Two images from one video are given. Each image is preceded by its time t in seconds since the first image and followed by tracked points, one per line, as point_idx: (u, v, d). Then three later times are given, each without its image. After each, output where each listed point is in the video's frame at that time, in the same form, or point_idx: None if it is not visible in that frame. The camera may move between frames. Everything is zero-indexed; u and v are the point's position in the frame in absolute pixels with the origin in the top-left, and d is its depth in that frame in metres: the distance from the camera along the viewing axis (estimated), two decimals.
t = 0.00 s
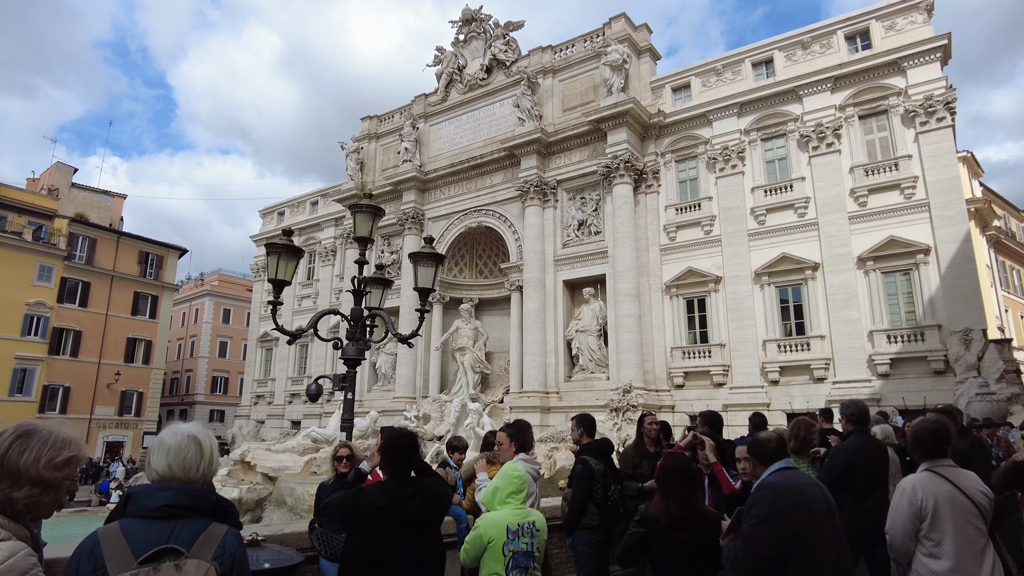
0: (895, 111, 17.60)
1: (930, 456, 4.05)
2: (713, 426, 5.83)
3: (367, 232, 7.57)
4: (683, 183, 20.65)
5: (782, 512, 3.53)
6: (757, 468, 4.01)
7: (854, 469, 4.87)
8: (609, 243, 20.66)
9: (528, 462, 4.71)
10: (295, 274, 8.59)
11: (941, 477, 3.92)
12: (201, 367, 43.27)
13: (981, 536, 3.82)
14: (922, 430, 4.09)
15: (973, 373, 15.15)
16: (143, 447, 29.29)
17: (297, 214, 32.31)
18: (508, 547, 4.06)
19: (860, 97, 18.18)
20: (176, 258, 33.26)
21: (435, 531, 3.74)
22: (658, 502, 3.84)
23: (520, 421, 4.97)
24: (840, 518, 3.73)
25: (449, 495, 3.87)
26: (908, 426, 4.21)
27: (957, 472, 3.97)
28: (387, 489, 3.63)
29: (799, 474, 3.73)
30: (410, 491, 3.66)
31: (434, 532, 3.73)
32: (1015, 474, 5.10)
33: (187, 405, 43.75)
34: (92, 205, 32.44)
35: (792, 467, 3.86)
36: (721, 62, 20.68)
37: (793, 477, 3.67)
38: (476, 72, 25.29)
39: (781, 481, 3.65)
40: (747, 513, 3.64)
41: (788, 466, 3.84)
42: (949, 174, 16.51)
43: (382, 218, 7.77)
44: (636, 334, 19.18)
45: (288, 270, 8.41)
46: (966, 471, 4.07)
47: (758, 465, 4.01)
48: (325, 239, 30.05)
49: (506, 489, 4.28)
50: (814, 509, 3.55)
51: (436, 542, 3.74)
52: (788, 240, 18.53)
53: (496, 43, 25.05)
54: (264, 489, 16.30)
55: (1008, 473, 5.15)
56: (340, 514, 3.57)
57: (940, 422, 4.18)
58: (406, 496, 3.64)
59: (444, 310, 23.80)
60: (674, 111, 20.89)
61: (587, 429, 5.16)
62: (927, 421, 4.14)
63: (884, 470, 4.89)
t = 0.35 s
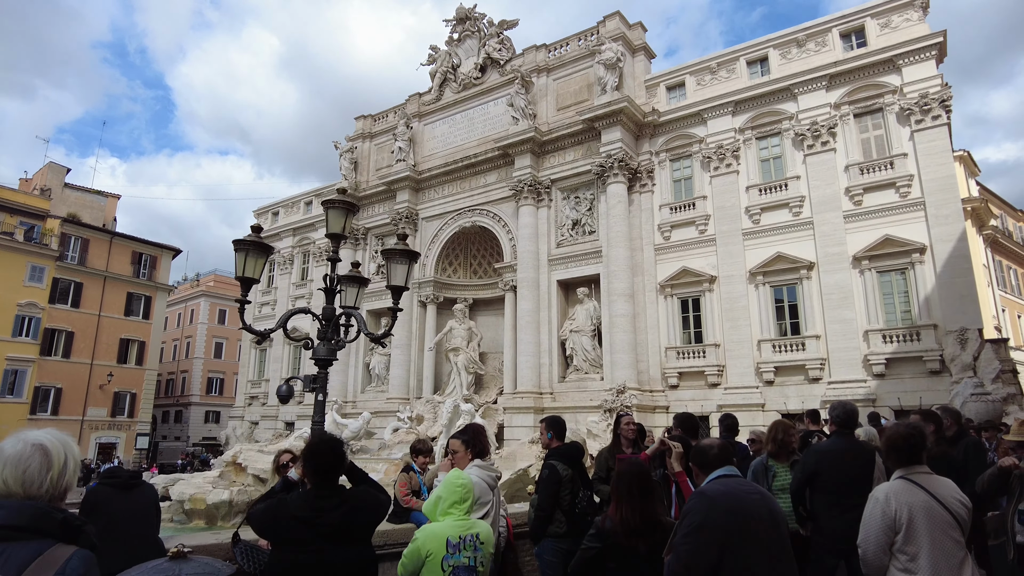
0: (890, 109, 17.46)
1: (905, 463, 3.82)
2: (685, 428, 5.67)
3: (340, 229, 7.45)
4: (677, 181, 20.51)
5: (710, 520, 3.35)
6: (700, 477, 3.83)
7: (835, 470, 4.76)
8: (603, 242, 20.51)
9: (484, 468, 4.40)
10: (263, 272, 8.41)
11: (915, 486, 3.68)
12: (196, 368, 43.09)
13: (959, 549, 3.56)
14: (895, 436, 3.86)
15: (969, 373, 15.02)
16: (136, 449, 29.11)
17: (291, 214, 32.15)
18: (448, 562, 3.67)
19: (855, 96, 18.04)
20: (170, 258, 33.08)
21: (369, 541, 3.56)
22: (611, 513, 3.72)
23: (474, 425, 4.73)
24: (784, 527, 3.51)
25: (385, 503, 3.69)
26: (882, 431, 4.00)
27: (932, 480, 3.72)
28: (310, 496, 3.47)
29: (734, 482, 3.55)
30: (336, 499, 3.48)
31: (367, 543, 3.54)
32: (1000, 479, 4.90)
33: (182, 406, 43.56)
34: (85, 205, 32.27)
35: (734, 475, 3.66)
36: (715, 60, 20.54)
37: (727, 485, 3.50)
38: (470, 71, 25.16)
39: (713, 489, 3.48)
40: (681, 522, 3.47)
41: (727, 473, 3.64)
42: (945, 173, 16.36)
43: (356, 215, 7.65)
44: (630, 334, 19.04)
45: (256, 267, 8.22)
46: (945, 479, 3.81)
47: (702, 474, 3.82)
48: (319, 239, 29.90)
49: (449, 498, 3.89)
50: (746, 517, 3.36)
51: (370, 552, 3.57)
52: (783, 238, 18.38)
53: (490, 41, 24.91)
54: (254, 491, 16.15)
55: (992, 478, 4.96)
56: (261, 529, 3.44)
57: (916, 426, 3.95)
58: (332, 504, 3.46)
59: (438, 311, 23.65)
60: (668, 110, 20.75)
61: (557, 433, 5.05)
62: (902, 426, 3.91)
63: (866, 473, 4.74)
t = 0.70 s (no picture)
0: (880, 108, 17.40)
1: (864, 464, 3.63)
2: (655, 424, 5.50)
3: (307, 220, 7.32)
4: (667, 180, 20.39)
5: (633, 526, 3.10)
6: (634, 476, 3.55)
7: (810, 469, 4.61)
8: (592, 240, 20.37)
9: (431, 468, 4.24)
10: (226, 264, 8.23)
11: (872, 491, 3.50)
12: (185, 367, 42.76)
13: (921, 556, 3.35)
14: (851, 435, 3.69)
15: (957, 372, 14.97)
16: (122, 448, 28.82)
17: (280, 211, 31.91)
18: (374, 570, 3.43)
19: (845, 94, 17.96)
20: (157, 256, 32.75)
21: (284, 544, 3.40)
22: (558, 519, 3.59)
23: (424, 424, 4.49)
24: (717, 533, 3.25)
25: (306, 504, 3.52)
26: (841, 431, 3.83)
27: (894, 483, 3.52)
28: (216, 500, 3.28)
29: (666, 484, 3.28)
30: (244, 502, 3.29)
31: (283, 546, 3.39)
32: (978, 480, 4.75)
33: (170, 405, 43.22)
34: (71, 201, 31.92)
35: (670, 474, 3.40)
36: (706, 58, 20.44)
37: (654, 486, 3.25)
38: (461, 68, 24.98)
39: (640, 491, 3.23)
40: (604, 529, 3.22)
41: (661, 473, 3.38)
42: (935, 172, 16.32)
43: (324, 206, 7.53)
44: (619, 333, 18.92)
45: (218, 259, 8.04)
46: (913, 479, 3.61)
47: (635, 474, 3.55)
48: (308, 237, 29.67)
49: (380, 501, 3.65)
50: (669, 520, 3.11)
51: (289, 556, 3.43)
52: (772, 237, 18.28)
53: (480, 38, 24.76)
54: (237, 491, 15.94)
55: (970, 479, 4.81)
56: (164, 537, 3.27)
57: (877, 422, 3.75)
58: (241, 507, 3.27)
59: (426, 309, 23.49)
60: (659, 108, 20.63)
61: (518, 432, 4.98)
62: (860, 425, 3.73)
63: (844, 474, 4.52)
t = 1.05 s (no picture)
0: (866, 109, 17.40)
1: (816, 466, 3.50)
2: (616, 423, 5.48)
3: (270, 214, 7.18)
4: (654, 180, 20.33)
5: (546, 535, 2.95)
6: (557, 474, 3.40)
7: (770, 471, 4.54)
8: (579, 240, 20.29)
9: (376, 470, 4.29)
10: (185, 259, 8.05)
11: (824, 497, 3.37)
12: (171, 366, 42.39)
13: (870, 565, 3.28)
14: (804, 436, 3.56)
15: (941, 372, 14.98)
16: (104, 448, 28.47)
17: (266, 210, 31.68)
18: None
19: (832, 94, 17.95)
20: (142, 254, 32.40)
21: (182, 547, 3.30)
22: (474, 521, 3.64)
23: (370, 423, 4.49)
24: (640, 540, 3.12)
25: (214, 506, 3.40)
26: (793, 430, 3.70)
27: (846, 487, 3.42)
28: (106, 504, 3.17)
29: (586, 488, 3.12)
30: (135, 506, 3.17)
31: (182, 548, 3.30)
32: (934, 480, 4.85)
33: (156, 405, 42.82)
34: (54, 199, 31.52)
35: (595, 477, 3.24)
36: (693, 58, 20.41)
37: (574, 491, 3.09)
38: (448, 66, 24.86)
39: (557, 496, 3.07)
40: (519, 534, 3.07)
41: (583, 476, 3.23)
42: (920, 173, 16.34)
43: (288, 200, 7.42)
44: (605, 333, 18.84)
45: (176, 253, 7.87)
46: (866, 484, 3.50)
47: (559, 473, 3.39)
48: (294, 235, 29.47)
49: (296, 506, 3.65)
50: (585, 529, 2.96)
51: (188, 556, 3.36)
52: (758, 237, 18.25)
53: (468, 36, 24.63)
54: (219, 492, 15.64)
55: (927, 480, 4.90)
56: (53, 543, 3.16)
57: (829, 421, 3.62)
58: (130, 512, 3.16)
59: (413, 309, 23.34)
60: (646, 108, 20.57)
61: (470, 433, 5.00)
62: (814, 424, 3.61)
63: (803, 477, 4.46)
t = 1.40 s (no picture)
0: (861, 109, 17.30)
1: (777, 474, 3.24)
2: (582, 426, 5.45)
3: (236, 213, 7.11)
4: (648, 180, 20.21)
5: (446, 551, 2.83)
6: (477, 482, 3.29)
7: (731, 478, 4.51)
8: (573, 241, 20.17)
9: (324, 473, 4.18)
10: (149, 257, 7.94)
11: (786, 512, 3.07)
12: (167, 368, 42.25)
13: None
14: (762, 437, 3.33)
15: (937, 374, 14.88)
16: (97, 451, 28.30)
17: (261, 211, 31.62)
18: None
19: (826, 94, 17.85)
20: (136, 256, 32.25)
21: (65, 559, 3.28)
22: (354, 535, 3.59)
23: (324, 427, 4.45)
24: (555, 560, 2.98)
25: (108, 515, 3.45)
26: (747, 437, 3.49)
27: (808, 501, 3.16)
28: None
29: (502, 502, 3.02)
30: (20, 515, 3.17)
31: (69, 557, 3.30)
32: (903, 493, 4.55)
33: (152, 407, 42.66)
34: (47, 200, 31.39)
35: (516, 490, 3.14)
36: (688, 58, 20.32)
37: (484, 504, 2.99)
38: (443, 66, 24.76)
39: (464, 510, 2.96)
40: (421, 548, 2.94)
41: (499, 487, 3.12)
42: (916, 173, 16.23)
43: (257, 197, 7.35)
44: (599, 334, 18.72)
45: (140, 252, 7.75)
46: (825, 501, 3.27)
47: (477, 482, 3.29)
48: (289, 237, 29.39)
49: (206, 517, 3.70)
50: (484, 547, 2.83)
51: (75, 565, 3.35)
52: (753, 238, 18.13)
53: (463, 37, 24.53)
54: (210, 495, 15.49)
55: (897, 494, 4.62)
56: None
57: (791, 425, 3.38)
58: (11, 524, 3.13)
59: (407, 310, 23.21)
60: (640, 108, 20.46)
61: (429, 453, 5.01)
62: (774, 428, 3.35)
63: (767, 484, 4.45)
